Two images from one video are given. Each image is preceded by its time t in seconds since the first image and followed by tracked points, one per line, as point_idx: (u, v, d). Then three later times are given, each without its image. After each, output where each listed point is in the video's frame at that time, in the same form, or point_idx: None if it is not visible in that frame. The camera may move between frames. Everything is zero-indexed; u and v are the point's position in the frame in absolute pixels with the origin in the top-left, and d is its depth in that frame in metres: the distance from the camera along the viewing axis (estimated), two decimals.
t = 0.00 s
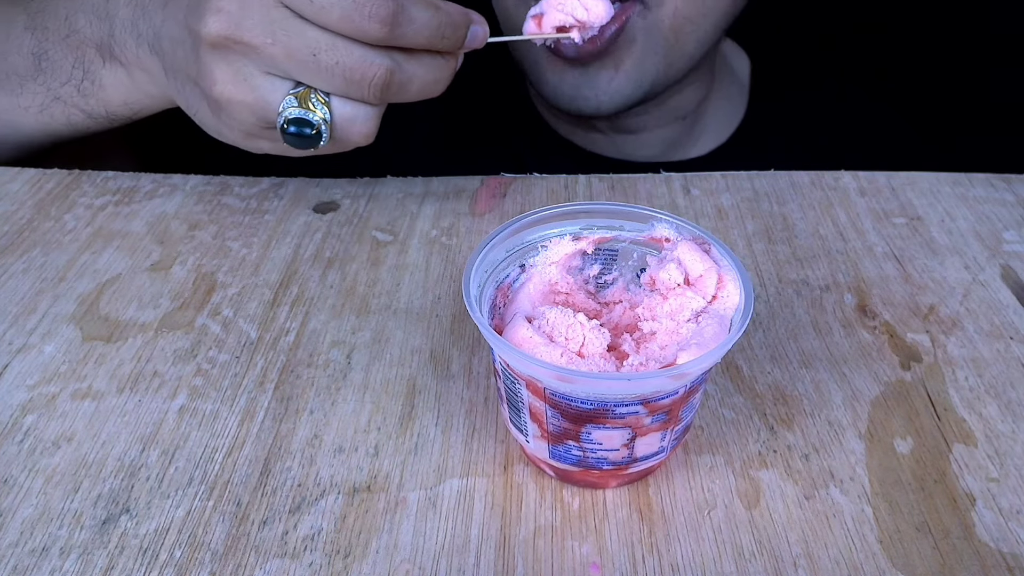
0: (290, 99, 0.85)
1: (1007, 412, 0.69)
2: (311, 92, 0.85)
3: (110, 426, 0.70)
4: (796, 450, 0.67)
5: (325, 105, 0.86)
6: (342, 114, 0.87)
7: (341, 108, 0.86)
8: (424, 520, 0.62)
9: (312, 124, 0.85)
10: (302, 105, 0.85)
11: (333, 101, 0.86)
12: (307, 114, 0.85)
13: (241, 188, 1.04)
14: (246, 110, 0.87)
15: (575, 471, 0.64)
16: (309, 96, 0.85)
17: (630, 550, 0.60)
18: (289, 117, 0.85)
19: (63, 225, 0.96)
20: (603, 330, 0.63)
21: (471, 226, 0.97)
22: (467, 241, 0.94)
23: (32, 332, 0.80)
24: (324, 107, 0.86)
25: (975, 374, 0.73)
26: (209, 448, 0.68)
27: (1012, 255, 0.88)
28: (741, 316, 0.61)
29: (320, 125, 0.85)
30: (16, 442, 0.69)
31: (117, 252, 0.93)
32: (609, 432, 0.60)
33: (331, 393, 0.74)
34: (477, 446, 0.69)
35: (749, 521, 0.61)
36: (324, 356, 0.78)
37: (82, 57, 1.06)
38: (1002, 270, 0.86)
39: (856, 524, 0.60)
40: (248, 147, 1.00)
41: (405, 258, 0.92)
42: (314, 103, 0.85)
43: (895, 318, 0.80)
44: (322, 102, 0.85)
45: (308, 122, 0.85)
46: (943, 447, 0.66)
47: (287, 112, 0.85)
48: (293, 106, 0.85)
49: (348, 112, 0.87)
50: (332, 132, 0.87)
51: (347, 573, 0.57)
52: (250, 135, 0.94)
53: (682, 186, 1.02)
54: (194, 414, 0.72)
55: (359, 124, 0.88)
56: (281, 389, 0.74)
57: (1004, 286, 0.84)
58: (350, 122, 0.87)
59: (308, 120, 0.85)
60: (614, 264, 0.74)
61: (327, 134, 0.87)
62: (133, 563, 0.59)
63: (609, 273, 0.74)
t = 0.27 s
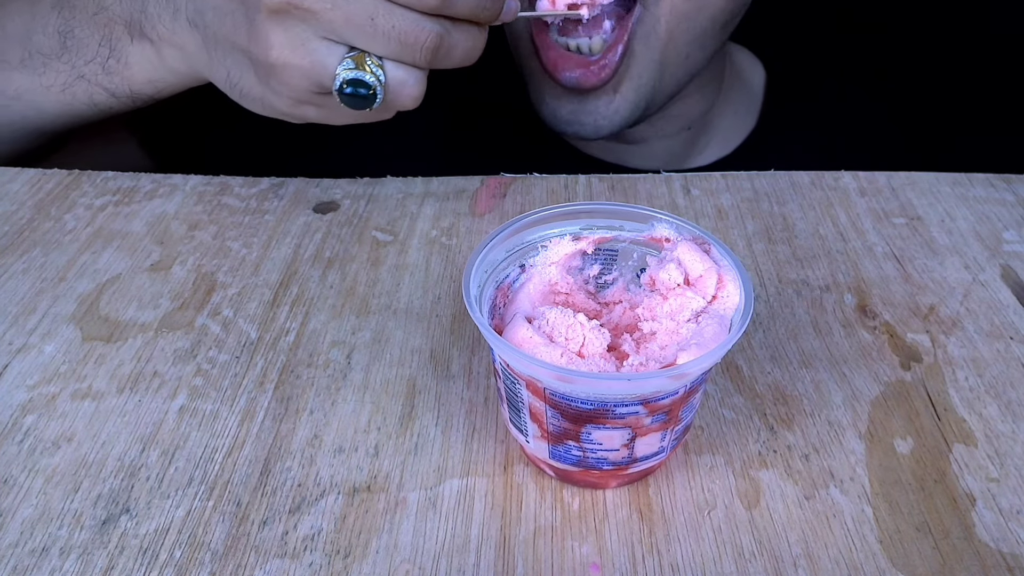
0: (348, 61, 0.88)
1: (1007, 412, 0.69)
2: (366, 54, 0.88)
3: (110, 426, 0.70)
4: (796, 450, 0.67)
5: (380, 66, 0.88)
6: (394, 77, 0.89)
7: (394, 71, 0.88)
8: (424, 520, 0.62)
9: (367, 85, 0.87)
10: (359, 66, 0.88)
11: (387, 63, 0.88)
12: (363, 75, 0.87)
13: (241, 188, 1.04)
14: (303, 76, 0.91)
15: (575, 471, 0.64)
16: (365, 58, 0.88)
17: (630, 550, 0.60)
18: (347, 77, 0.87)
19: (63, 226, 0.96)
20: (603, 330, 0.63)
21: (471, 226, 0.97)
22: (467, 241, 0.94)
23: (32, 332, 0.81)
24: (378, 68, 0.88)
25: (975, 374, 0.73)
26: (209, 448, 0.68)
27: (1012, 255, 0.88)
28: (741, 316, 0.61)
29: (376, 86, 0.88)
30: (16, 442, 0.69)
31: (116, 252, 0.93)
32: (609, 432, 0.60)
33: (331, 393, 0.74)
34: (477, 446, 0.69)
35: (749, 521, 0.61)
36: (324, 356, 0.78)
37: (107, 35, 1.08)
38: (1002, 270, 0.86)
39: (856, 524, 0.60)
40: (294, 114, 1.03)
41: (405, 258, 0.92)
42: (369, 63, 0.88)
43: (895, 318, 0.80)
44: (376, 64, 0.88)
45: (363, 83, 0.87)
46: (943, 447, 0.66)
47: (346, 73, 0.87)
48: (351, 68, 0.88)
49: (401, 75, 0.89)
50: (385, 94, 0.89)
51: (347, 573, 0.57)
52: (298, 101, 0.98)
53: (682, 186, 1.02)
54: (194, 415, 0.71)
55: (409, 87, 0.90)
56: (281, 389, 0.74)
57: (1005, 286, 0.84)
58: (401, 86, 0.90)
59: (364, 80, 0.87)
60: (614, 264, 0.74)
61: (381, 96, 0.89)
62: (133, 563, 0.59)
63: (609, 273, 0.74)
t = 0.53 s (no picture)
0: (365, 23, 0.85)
1: (1007, 412, 0.69)
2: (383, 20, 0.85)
3: (110, 426, 0.70)
4: (797, 450, 0.67)
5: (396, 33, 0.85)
6: (411, 44, 0.86)
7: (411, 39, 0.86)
8: (423, 520, 0.62)
9: (385, 49, 0.85)
10: (376, 29, 0.85)
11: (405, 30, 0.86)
12: (380, 40, 0.85)
13: (241, 188, 1.04)
14: (317, 41, 0.88)
15: (575, 471, 0.64)
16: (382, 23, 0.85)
17: (630, 550, 0.60)
18: (363, 40, 0.85)
19: (63, 226, 0.96)
20: (603, 330, 0.63)
21: (471, 227, 0.97)
22: (467, 241, 0.94)
23: (32, 332, 0.81)
24: (395, 34, 0.85)
25: (975, 374, 0.73)
26: (209, 448, 0.68)
27: (1011, 255, 0.88)
28: (741, 316, 0.61)
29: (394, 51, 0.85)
30: (16, 442, 0.69)
31: (116, 253, 0.92)
32: (609, 432, 0.60)
33: (331, 393, 0.74)
34: (477, 446, 0.69)
35: (749, 521, 0.61)
36: (324, 356, 0.78)
37: (106, 10, 1.08)
38: (1002, 270, 0.86)
39: (856, 524, 0.60)
40: (301, 84, 0.99)
41: (405, 258, 0.92)
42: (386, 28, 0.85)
43: (895, 318, 0.80)
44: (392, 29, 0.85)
45: (381, 49, 0.85)
46: (943, 447, 0.66)
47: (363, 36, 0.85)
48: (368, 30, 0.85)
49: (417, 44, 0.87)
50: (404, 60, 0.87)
51: (347, 573, 0.57)
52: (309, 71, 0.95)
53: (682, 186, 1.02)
54: (194, 415, 0.72)
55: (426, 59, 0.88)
56: (281, 389, 0.74)
57: (1004, 286, 0.84)
58: (418, 55, 0.87)
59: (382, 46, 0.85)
60: (614, 264, 0.74)
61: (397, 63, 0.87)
62: (133, 563, 0.59)
63: (609, 273, 0.74)
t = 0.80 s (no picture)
0: None
1: (1007, 412, 0.69)
2: None
3: (110, 426, 0.70)
4: (797, 450, 0.67)
5: None
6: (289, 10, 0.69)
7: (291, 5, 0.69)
8: (423, 521, 0.62)
9: (248, 7, 0.68)
10: None
11: None
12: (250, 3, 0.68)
13: (241, 188, 1.04)
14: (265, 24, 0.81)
15: (575, 471, 0.64)
16: None
17: (630, 550, 0.60)
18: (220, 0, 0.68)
19: (63, 226, 0.96)
20: (604, 330, 0.63)
21: (471, 227, 0.97)
22: (467, 241, 0.94)
23: (32, 332, 0.81)
24: None
25: (975, 374, 0.73)
26: (209, 448, 0.68)
27: (1011, 255, 0.88)
28: (741, 316, 0.61)
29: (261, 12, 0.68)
30: (16, 442, 0.69)
31: (116, 253, 0.92)
32: (609, 432, 0.60)
33: (331, 393, 0.74)
34: (477, 446, 0.69)
35: (749, 521, 0.61)
36: (324, 356, 0.78)
37: None
38: (1002, 270, 0.86)
39: (856, 524, 0.60)
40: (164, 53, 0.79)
41: (405, 258, 0.92)
42: None
43: (894, 318, 0.80)
44: None
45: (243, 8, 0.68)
46: (943, 447, 0.66)
47: None
48: None
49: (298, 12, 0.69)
50: (272, 27, 0.70)
51: (347, 573, 0.57)
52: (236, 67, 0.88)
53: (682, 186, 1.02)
54: (194, 415, 0.72)
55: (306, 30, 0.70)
56: (281, 389, 0.74)
57: (1004, 286, 0.84)
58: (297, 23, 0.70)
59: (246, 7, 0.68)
60: (614, 264, 0.74)
61: (262, 32, 0.69)
62: (133, 563, 0.59)
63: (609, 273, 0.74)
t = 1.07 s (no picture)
0: None
1: (1007, 412, 0.69)
2: None
3: (111, 425, 0.70)
4: (797, 450, 0.67)
5: None
6: None
7: None
8: (423, 521, 0.61)
9: None
10: None
11: None
12: None
13: (241, 188, 1.05)
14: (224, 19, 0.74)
15: (575, 471, 0.64)
16: None
17: (630, 550, 0.60)
18: None
19: (63, 226, 0.96)
20: (604, 330, 0.63)
21: (471, 227, 0.97)
22: (467, 241, 0.94)
23: (32, 332, 0.81)
24: None
25: (975, 374, 0.73)
26: (209, 448, 0.68)
27: (1011, 255, 0.88)
28: (741, 316, 0.61)
29: None
30: (16, 442, 0.69)
31: (116, 253, 0.92)
32: (609, 432, 0.60)
33: (331, 393, 0.74)
34: (477, 446, 0.69)
35: (749, 521, 0.61)
36: (324, 356, 0.78)
37: None
38: (1002, 270, 0.86)
39: (856, 524, 0.60)
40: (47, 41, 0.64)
41: (405, 258, 0.92)
42: None
43: (895, 318, 0.80)
44: None
45: None
46: (944, 447, 0.66)
47: None
48: None
49: None
50: None
51: (347, 573, 0.57)
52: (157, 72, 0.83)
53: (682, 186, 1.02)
54: (194, 415, 0.72)
55: None
56: (281, 389, 0.74)
57: (1005, 286, 0.84)
58: None
59: None
60: (614, 264, 0.74)
61: None
62: (133, 563, 0.59)
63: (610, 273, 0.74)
